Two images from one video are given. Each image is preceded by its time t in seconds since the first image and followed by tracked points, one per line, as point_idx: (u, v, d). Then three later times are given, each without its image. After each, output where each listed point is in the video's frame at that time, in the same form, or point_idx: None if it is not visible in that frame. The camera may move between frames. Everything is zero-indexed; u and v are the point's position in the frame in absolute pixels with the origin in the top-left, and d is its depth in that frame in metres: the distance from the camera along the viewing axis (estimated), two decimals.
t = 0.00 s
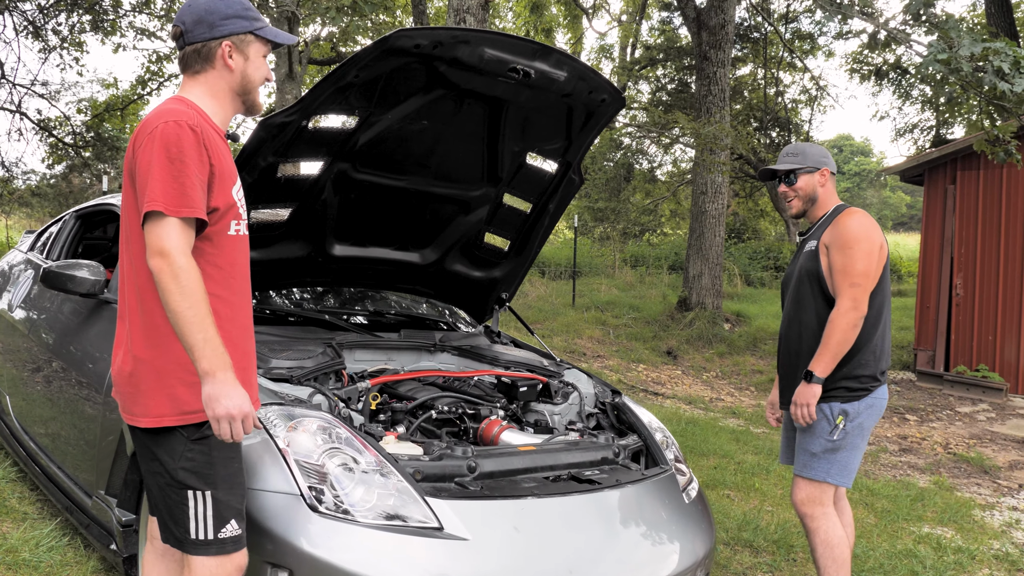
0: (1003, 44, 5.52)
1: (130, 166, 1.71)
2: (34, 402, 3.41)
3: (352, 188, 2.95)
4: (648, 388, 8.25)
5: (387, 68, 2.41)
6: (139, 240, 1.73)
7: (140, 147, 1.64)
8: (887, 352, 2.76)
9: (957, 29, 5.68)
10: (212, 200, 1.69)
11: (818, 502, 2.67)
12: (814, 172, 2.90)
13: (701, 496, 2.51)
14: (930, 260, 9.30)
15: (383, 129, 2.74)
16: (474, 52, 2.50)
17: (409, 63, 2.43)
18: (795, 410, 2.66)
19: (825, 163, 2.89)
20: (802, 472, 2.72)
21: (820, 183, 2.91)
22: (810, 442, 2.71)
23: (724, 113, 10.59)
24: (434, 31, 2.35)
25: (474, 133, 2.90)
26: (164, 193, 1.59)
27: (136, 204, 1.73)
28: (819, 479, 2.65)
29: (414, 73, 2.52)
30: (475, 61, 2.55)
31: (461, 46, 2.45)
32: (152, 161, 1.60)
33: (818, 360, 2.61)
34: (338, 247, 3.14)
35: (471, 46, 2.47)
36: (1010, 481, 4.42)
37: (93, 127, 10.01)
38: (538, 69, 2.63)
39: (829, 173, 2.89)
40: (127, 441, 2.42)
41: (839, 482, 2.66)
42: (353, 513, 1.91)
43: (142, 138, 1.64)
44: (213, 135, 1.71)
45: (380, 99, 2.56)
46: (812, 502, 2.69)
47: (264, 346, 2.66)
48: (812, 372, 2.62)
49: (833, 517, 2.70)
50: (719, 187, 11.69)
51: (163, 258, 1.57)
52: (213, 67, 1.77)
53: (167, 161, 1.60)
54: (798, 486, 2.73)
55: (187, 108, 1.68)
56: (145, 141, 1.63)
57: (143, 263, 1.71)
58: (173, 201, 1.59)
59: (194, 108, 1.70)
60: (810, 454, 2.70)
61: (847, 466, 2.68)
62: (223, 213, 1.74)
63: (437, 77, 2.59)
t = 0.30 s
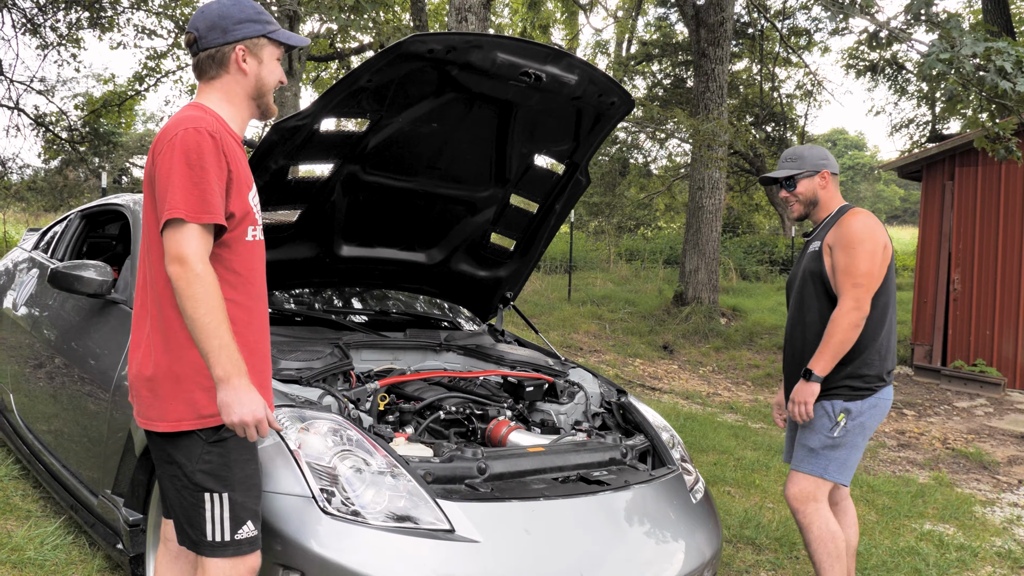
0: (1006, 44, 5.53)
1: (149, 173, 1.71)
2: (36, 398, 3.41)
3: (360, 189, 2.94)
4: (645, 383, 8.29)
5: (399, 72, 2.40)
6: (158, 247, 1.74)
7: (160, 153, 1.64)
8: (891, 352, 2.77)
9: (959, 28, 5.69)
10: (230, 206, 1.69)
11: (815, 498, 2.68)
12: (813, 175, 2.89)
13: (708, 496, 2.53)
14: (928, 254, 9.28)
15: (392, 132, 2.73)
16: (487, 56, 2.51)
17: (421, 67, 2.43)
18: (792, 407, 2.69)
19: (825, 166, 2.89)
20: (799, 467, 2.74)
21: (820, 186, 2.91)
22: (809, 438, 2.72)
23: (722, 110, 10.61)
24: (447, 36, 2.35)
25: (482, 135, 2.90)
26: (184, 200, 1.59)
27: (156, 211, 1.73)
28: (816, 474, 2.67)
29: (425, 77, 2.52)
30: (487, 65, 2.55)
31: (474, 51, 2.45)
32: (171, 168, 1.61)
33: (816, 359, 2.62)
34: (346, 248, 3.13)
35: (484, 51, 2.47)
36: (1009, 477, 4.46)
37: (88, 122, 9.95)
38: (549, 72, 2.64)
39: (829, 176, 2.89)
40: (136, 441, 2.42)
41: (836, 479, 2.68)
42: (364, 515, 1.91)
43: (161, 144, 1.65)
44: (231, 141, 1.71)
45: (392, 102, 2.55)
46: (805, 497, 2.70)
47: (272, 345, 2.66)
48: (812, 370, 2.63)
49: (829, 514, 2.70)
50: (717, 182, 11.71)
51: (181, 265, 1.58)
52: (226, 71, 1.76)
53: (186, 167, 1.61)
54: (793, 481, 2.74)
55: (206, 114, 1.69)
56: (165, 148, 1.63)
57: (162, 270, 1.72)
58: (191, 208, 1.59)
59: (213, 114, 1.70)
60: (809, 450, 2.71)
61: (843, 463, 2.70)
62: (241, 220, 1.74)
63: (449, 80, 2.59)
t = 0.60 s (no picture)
0: (1008, 41, 5.54)
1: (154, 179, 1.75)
2: (45, 393, 3.44)
3: (369, 190, 2.96)
4: (645, 376, 8.32)
5: (409, 74, 2.42)
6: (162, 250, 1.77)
7: (162, 160, 1.68)
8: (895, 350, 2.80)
9: (960, 25, 5.71)
10: (230, 212, 1.71)
11: (827, 497, 2.69)
12: (814, 175, 2.91)
13: (714, 492, 2.57)
14: (928, 248, 9.30)
15: (400, 133, 2.75)
16: (497, 58, 2.53)
17: (430, 70, 2.46)
18: (795, 404, 2.71)
19: (825, 165, 2.91)
20: (811, 466, 2.75)
21: (821, 185, 2.93)
22: (820, 436, 2.74)
23: (722, 103, 10.61)
24: (457, 39, 2.37)
25: (490, 135, 2.92)
26: (179, 205, 1.62)
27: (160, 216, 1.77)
28: (829, 472, 2.68)
29: (435, 79, 2.54)
30: (496, 67, 2.57)
31: (483, 53, 2.48)
32: (170, 174, 1.64)
33: (822, 357, 2.64)
34: (354, 247, 3.15)
35: (493, 54, 2.49)
36: (1008, 470, 4.51)
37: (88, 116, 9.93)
38: (558, 74, 2.66)
39: (829, 174, 2.92)
40: (149, 439, 2.45)
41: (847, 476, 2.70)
42: (376, 513, 1.94)
43: (163, 151, 1.68)
44: (232, 148, 1.73)
45: (401, 103, 2.57)
46: (819, 498, 2.71)
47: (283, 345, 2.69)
48: (815, 370, 2.65)
49: (841, 513, 2.71)
50: (716, 176, 11.72)
51: (178, 269, 1.60)
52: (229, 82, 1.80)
53: (184, 173, 1.63)
54: (808, 481, 2.75)
55: (206, 122, 1.71)
56: (165, 155, 1.67)
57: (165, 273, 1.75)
58: (188, 212, 1.62)
59: (214, 121, 1.72)
60: (820, 447, 2.73)
61: (854, 461, 2.72)
62: (243, 226, 1.76)
63: (458, 82, 2.61)
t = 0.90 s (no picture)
0: (1010, 35, 5.54)
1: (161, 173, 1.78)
2: (54, 386, 3.47)
3: (379, 186, 2.99)
4: (646, 367, 8.37)
5: (420, 73, 2.46)
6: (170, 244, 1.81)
7: (168, 158, 1.71)
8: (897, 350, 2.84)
9: (963, 18, 5.71)
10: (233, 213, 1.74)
11: (829, 498, 2.75)
12: (818, 171, 2.94)
13: (718, 485, 2.62)
14: (927, 239, 9.33)
15: (410, 131, 2.78)
16: (507, 57, 2.56)
17: (441, 68, 2.49)
18: (801, 407, 2.73)
19: (829, 161, 2.94)
20: (814, 467, 2.79)
21: (825, 181, 2.96)
22: (826, 439, 2.77)
23: (723, 94, 10.61)
24: (467, 38, 2.41)
25: (499, 132, 2.95)
26: (182, 206, 1.65)
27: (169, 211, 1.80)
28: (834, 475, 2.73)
29: (445, 78, 2.57)
30: (506, 65, 2.61)
31: (494, 53, 2.51)
32: (174, 173, 1.67)
33: (828, 361, 2.67)
34: (365, 242, 3.18)
35: (504, 52, 2.53)
36: (1007, 461, 4.56)
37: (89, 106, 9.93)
38: (567, 71, 2.69)
39: (833, 170, 2.94)
40: (163, 433, 2.49)
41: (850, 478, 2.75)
42: (389, 506, 1.99)
43: (170, 149, 1.71)
44: (240, 148, 1.76)
45: (411, 101, 2.60)
46: (820, 497, 2.77)
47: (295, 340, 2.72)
48: (823, 374, 2.67)
49: (840, 514, 2.78)
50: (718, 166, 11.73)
51: (180, 269, 1.65)
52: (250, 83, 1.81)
53: (188, 174, 1.66)
54: (809, 481, 2.79)
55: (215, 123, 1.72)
56: (172, 152, 1.70)
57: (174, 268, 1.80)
58: (190, 214, 1.65)
59: (222, 121, 1.74)
60: (825, 450, 2.76)
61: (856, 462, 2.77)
62: (248, 226, 1.79)
63: (468, 80, 2.64)
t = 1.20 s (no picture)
0: (1011, 26, 5.55)
1: (181, 169, 1.79)
2: (65, 378, 3.52)
3: (388, 178, 3.03)
4: (648, 358, 8.41)
5: (430, 66, 2.49)
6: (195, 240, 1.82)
7: (194, 154, 1.72)
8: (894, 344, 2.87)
9: (966, 8, 5.71)
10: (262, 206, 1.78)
11: (823, 493, 2.77)
12: (828, 159, 2.93)
13: (723, 475, 2.66)
14: (929, 229, 9.34)
15: (420, 123, 2.82)
16: (515, 51, 2.60)
17: (451, 62, 2.52)
18: (813, 414, 2.72)
19: (840, 149, 2.92)
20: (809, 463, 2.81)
21: (835, 169, 2.95)
22: (820, 436, 2.78)
23: (726, 84, 10.59)
24: (476, 32, 2.44)
25: (506, 124, 2.98)
26: (220, 202, 1.68)
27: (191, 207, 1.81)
28: (827, 471, 2.75)
29: (455, 70, 2.61)
30: (514, 59, 2.64)
31: (503, 46, 2.55)
32: (205, 169, 1.69)
33: (840, 369, 2.69)
34: (373, 235, 3.22)
35: (512, 46, 2.56)
36: (1006, 450, 4.61)
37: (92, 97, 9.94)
38: (574, 65, 2.72)
39: (844, 158, 2.93)
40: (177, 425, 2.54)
41: (845, 474, 2.76)
42: (403, 495, 2.04)
43: (195, 145, 1.72)
44: (259, 141, 1.80)
45: (422, 94, 2.63)
46: (816, 493, 2.79)
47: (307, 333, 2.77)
48: (836, 381, 2.70)
49: (836, 508, 2.80)
50: (720, 157, 11.72)
51: (222, 266, 1.68)
52: (242, 69, 1.84)
53: (220, 169, 1.69)
54: (803, 478, 2.82)
55: (234, 114, 1.77)
56: (196, 147, 1.71)
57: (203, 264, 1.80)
58: (227, 209, 1.69)
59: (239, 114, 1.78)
60: (819, 447, 2.78)
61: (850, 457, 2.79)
62: (271, 217, 1.83)
63: (477, 73, 2.67)
